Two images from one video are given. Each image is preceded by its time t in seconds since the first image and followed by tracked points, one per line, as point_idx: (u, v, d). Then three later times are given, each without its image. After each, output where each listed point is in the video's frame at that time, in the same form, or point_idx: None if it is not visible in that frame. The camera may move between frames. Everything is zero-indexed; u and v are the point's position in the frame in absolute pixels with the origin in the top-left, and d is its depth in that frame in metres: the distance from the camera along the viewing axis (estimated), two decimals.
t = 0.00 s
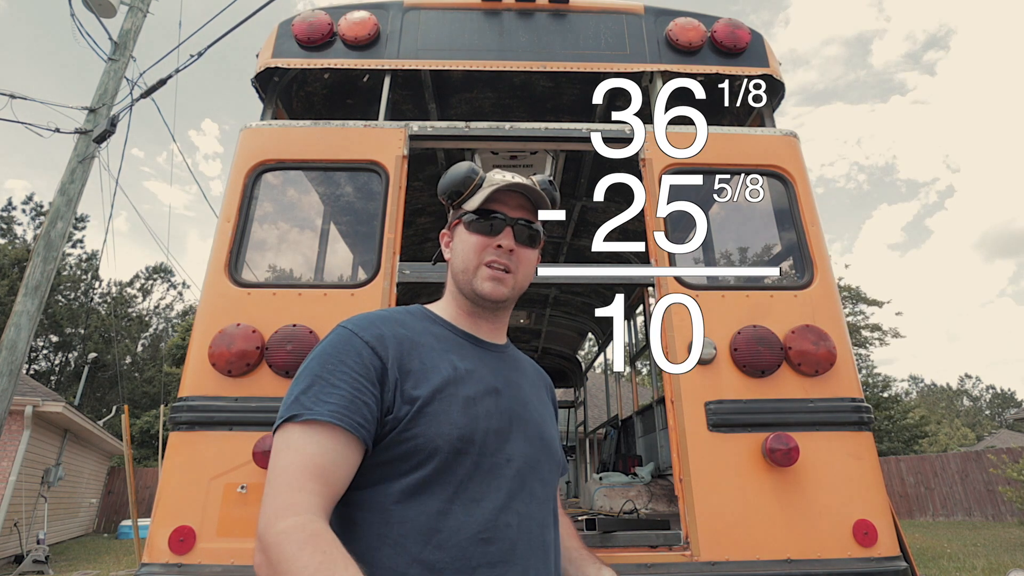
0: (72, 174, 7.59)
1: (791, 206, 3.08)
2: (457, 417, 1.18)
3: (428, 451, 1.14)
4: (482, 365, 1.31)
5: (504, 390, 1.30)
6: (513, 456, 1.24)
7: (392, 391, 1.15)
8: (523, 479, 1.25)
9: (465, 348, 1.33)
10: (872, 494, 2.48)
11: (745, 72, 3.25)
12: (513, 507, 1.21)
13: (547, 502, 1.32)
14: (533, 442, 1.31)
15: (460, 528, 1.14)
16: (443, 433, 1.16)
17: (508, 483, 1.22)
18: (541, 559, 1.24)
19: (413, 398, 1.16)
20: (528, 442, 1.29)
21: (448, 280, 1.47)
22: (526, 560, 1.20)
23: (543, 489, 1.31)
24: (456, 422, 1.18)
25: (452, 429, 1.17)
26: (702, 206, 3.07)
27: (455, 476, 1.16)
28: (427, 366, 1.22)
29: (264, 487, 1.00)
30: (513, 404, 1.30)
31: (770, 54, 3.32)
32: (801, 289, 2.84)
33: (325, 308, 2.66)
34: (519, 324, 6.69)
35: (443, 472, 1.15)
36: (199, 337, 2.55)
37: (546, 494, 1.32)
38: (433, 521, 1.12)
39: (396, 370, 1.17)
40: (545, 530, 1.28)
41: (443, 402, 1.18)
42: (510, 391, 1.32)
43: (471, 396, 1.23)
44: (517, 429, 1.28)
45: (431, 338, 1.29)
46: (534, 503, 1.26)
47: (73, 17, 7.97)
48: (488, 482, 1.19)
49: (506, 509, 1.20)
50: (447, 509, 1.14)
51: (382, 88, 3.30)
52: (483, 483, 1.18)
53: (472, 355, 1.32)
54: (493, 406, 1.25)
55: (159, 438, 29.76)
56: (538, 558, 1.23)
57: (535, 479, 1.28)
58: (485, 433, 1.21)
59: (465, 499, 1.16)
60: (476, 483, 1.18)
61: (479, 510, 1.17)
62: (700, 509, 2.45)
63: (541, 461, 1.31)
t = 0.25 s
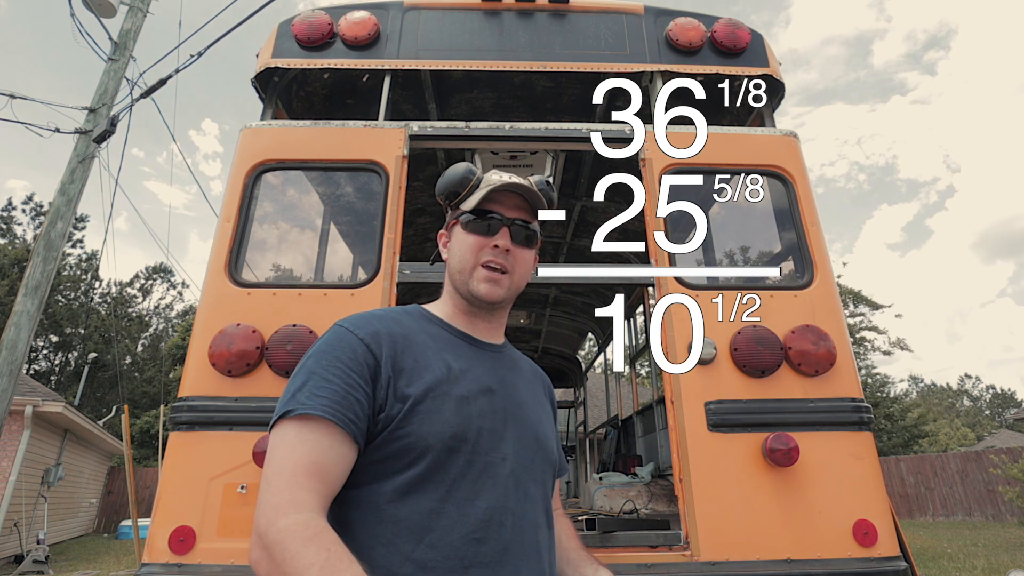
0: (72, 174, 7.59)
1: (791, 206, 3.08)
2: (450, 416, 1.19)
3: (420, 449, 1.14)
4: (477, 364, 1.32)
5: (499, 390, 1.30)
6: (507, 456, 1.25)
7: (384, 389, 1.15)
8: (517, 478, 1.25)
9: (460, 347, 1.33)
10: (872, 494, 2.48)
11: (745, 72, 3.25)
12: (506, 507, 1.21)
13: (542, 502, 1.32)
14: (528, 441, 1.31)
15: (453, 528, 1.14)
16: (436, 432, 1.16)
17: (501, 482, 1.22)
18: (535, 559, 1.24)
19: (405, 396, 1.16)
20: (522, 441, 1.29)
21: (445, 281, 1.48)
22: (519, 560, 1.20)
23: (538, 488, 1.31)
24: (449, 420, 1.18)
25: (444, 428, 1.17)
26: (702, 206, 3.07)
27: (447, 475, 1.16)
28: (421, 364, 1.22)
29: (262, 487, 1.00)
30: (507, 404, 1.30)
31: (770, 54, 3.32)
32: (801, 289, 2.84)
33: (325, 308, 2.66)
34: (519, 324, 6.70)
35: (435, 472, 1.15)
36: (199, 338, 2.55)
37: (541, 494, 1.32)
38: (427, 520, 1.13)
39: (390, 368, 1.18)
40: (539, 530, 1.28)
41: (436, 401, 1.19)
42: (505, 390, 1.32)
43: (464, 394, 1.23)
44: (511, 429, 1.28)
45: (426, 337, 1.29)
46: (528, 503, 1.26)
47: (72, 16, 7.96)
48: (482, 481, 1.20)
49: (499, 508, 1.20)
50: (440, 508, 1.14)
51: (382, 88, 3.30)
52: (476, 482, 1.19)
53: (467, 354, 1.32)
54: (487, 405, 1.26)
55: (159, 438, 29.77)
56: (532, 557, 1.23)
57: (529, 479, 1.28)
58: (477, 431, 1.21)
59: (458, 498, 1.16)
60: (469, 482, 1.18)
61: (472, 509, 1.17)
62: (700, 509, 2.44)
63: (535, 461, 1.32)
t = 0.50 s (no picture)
0: (72, 174, 7.59)
1: (791, 207, 3.08)
2: (447, 417, 1.19)
3: (417, 449, 1.14)
4: (474, 364, 1.32)
5: (495, 390, 1.30)
6: (503, 456, 1.25)
7: (382, 389, 1.15)
8: (513, 478, 1.25)
9: (457, 347, 1.33)
10: (872, 494, 2.48)
11: (745, 72, 3.26)
12: (503, 507, 1.21)
13: (538, 502, 1.32)
14: (524, 442, 1.31)
15: (450, 527, 1.14)
16: (432, 432, 1.16)
17: (498, 481, 1.22)
18: (531, 559, 1.24)
19: (403, 395, 1.16)
20: (519, 441, 1.29)
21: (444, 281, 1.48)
22: (515, 560, 1.20)
23: (534, 489, 1.31)
24: (445, 421, 1.18)
25: (441, 428, 1.17)
26: (702, 206, 3.07)
27: (444, 474, 1.16)
28: (418, 365, 1.22)
29: (257, 486, 0.99)
30: (503, 404, 1.30)
31: (770, 54, 3.32)
32: (801, 289, 2.84)
33: (325, 308, 2.66)
34: (519, 324, 6.70)
35: (431, 471, 1.15)
36: (199, 338, 2.55)
37: (538, 495, 1.32)
38: (424, 520, 1.13)
39: (387, 369, 1.18)
40: (535, 530, 1.28)
41: (433, 401, 1.19)
42: (502, 391, 1.32)
43: (461, 395, 1.23)
44: (508, 429, 1.28)
45: (423, 337, 1.29)
46: (524, 503, 1.26)
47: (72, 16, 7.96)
48: (478, 481, 1.20)
49: (495, 508, 1.20)
50: (437, 508, 1.14)
51: (383, 88, 3.30)
52: (473, 482, 1.19)
53: (464, 354, 1.33)
54: (484, 405, 1.26)
55: (160, 438, 29.77)
56: (529, 557, 1.23)
57: (526, 479, 1.28)
58: (474, 431, 1.22)
59: (454, 498, 1.16)
60: (466, 482, 1.18)
61: (468, 509, 1.17)
62: (700, 509, 2.44)
63: (532, 461, 1.32)
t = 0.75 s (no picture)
0: (72, 174, 7.59)
1: (791, 207, 3.08)
2: (443, 417, 1.19)
3: (413, 450, 1.15)
4: (470, 365, 1.32)
5: (490, 391, 1.31)
6: (499, 456, 1.25)
7: (379, 391, 1.15)
8: (508, 478, 1.26)
9: (452, 348, 1.33)
10: (872, 494, 2.48)
11: (745, 72, 3.26)
12: (499, 507, 1.21)
13: (534, 503, 1.32)
14: (519, 442, 1.31)
15: (446, 527, 1.15)
16: (428, 433, 1.17)
17: (494, 481, 1.22)
18: (528, 559, 1.25)
19: (399, 396, 1.16)
20: (513, 442, 1.30)
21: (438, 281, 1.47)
22: (511, 560, 1.20)
23: (529, 489, 1.31)
24: (442, 421, 1.19)
25: (436, 429, 1.18)
26: (702, 206, 3.07)
27: (440, 475, 1.16)
28: (414, 366, 1.22)
29: (256, 488, 0.99)
30: (498, 405, 1.31)
31: (770, 54, 3.32)
32: (801, 289, 2.84)
33: (325, 308, 2.66)
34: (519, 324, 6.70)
35: (428, 472, 1.15)
36: (199, 338, 2.55)
37: (533, 495, 1.33)
38: (422, 520, 1.13)
39: (384, 370, 1.18)
40: (531, 530, 1.29)
41: (429, 402, 1.19)
42: (497, 392, 1.32)
43: (457, 396, 1.23)
44: (502, 430, 1.29)
45: (419, 338, 1.29)
46: (520, 502, 1.27)
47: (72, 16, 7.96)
48: (475, 481, 1.20)
49: (491, 508, 1.20)
50: (433, 508, 1.15)
51: (383, 88, 3.30)
52: (469, 482, 1.19)
53: (459, 355, 1.33)
54: (479, 406, 1.26)
55: (160, 438, 29.78)
56: (525, 557, 1.23)
57: (521, 479, 1.29)
58: (470, 432, 1.22)
59: (451, 498, 1.16)
60: (462, 482, 1.18)
61: (465, 509, 1.17)
62: (700, 509, 2.44)
63: (526, 461, 1.32)
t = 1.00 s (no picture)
0: (72, 174, 7.59)
1: (791, 207, 3.08)
2: (439, 417, 1.19)
3: (410, 449, 1.14)
4: (464, 366, 1.32)
5: (484, 391, 1.31)
6: (494, 456, 1.26)
7: (376, 390, 1.15)
8: (502, 478, 1.27)
9: (447, 349, 1.34)
10: (872, 494, 2.48)
11: (745, 72, 3.26)
12: (496, 507, 1.22)
13: (525, 502, 1.34)
14: (513, 443, 1.32)
15: (445, 527, 1.15)
16: (424, 433, 1.16)
17: (491, 481, 1.23)
18: (523, 558, 1.26)
19: (395, 396, 1.16)
20: (506, 442, 1.31)
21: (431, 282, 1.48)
22: (506, 559, 1.21)
23: (521, 488, 1.33)
24: (438, 421, 1.19)
25: (433, 428, 1.18)
26: (702, 206, 3.07)
27: (438, 475, 1.17)
28: (410, 365, 1.22)
29: (258, 486, 0.98)
30: (493, 405, 1.31)
31: (770, 54, 3.32)
32: (801, 289, 2.84)
33: (325, 308, 2.66)
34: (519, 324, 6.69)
35: (425, 472, 1.15)
36: (199, 338, 2.55)
37: (524, 494, 1.34)
38: (419, 520, 1.13)
39: (380, 369, 1.18)
40: (524, 529, 1.30)
41: (424, 402, 1.19)
42: (491, 392, 1.33)
43: (453, 396, 1.23)
44: (497, 430, 1.29)
45: (413, 338, 1.29)
46: (514, 502, 1.28)
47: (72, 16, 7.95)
48: (472, 481, 1.20)
49: (488, 508, 1.21)
50: (431, 508, 1.15)
51: (382, 88, 3.30)
52: (466, 482, 1.19)
53: (453, 355, 1.33)
54: (475, 406, 1.26)
55: (160, 437, 29.79)
56: (521, 557, 1.25)
57: (514, 480, 1.30)
58: (465, 431, 1.22)
59: (449, 498, 1.17)
60: (460, 482, 1.18)
61: (463, 509, 1.18)
62: (700, 509, 2.44)
63: (519, 461, 1.33)
